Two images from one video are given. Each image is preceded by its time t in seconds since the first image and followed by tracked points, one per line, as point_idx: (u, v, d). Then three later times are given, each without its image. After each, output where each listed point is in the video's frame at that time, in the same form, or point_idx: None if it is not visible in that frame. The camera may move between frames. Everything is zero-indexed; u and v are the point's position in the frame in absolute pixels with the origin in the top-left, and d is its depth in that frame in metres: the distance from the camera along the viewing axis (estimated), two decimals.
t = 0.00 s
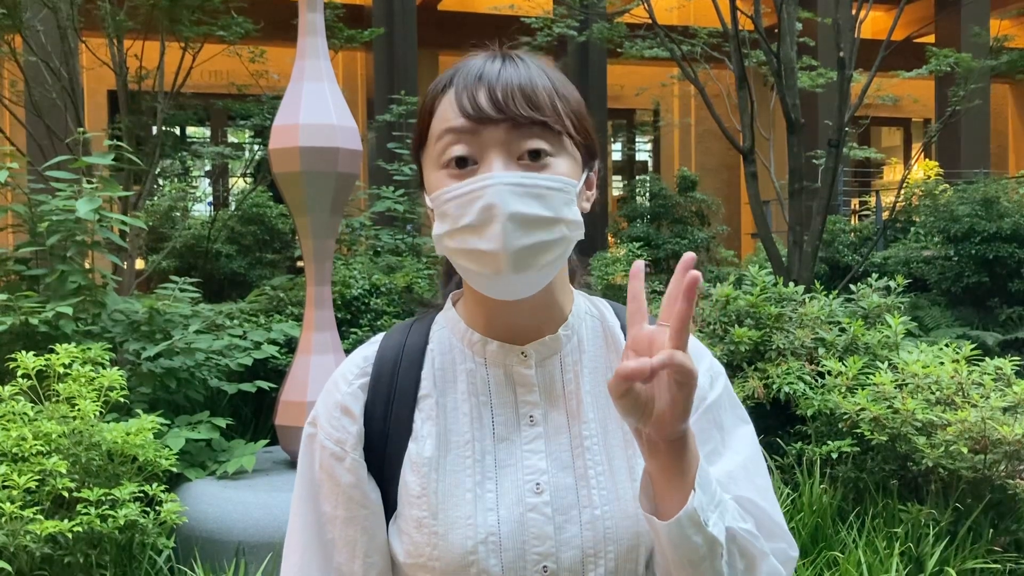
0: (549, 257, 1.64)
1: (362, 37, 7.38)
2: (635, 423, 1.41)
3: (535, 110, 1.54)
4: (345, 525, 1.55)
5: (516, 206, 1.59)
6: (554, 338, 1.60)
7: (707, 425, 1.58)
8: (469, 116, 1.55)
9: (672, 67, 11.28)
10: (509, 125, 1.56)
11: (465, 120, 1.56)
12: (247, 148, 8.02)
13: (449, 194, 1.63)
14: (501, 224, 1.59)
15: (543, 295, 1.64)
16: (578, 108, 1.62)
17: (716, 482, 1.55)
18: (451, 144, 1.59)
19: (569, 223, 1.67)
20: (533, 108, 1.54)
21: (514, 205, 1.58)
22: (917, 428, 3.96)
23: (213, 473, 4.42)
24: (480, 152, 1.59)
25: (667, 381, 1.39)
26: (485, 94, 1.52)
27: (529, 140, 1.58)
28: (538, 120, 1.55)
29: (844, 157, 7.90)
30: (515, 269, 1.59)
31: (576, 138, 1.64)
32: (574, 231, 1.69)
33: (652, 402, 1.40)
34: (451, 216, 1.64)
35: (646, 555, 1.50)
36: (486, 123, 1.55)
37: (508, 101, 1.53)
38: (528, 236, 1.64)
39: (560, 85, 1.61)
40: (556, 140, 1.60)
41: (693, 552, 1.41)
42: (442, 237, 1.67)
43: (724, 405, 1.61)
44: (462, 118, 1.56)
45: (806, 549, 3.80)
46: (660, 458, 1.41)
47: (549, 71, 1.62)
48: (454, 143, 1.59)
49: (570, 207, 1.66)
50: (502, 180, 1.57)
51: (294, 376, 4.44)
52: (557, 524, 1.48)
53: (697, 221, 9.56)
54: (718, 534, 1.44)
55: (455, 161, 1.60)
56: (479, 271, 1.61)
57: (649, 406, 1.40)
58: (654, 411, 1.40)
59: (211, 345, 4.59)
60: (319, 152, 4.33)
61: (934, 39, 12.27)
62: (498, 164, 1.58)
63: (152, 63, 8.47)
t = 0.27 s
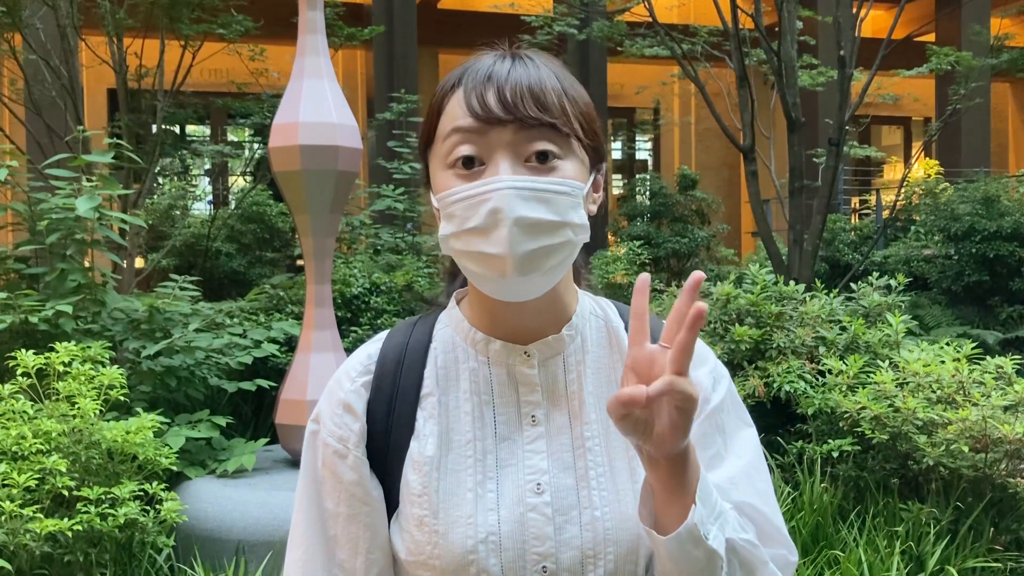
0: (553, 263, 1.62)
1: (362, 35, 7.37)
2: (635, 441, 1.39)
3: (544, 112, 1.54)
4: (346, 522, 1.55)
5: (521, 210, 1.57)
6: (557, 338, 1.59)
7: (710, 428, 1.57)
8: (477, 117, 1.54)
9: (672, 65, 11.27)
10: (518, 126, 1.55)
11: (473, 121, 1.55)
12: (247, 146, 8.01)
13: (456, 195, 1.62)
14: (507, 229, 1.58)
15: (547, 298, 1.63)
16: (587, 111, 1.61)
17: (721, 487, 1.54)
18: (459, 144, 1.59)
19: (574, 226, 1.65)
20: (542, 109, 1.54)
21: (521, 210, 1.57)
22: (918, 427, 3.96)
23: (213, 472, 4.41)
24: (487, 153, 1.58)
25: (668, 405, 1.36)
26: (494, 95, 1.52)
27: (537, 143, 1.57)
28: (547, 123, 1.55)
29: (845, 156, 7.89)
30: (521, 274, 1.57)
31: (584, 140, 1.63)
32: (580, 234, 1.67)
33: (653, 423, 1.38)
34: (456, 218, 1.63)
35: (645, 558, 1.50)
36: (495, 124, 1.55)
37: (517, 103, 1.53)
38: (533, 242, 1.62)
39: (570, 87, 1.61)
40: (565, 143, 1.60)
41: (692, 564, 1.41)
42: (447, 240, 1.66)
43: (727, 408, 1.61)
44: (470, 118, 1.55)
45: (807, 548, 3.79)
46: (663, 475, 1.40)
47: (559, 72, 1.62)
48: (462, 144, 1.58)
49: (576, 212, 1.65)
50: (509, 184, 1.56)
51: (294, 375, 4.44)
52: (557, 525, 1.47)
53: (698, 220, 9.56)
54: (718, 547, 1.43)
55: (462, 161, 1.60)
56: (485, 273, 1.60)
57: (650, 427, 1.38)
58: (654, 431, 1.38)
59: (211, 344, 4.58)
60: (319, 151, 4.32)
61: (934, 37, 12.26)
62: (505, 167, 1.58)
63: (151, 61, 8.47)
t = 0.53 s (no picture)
0: (546, 250, 1.60)
1: (362, 33, 7.36)
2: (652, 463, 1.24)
3: (543, 102, 1.55)
4: (343, 517, 1.55)
5: (516, 194, 1.56)
6: (550, 333, 1.58)
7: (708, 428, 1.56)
8: (477, 103, 1.54)
9: (672, 64, 11.27)
10: (517, 115, 1.56)
11: (473, 108, 1.56)
12: (247, 145, 8.01)
13: (451, 179, 1.60)
14: (501, 212, 1.56)
15: (542, 291, 1.61)
16: (585, 106, 1.62)
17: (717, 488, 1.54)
18: (458, 130, 1.58)
19: (568, 215, 1.63)
20: (541, 99, 1.55)
21: (515, 193, 1.56)
22: (918, 426, 3.96)
23: (212, 471, 4.41)
24: (485, 140, 1.58)
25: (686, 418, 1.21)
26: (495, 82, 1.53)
27: (535, 131, 1.57)
28: (545, 112, 1.55)
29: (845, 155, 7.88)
30: (514, 259, 1.56)
31: (581, 134, 1.63)
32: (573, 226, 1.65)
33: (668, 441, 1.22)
34: (450, 201, 1.61)
35: (643, 552, 1.50)
36: (494, 111, 1.55)
37: (517, 91, 1.54)
38: (527, 226, 1.60)
39: (570, 82, 1.62)
40: (562, 134, 1.60)
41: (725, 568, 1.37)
42: (441, 224, 1.64)
43: (725, 410, 1.59)
44: (471, 104, 1.55)
45: (807, 547, 3.79)
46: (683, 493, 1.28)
47: (559, 68, 1.63)
48: (460, 129, 1.57)
49: (570, 202, 1.63)
50: (505, 169, 1.56)
51: (294, 373, 4.44)
52: (552, 517, 1.48)
53: (698, 219, 9.56)
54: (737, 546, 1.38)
55: (461, 147, 1.59)
56: (477, 257, 1.58)
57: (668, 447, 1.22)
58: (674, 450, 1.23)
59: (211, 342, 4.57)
60: (319, 150, 4.32)
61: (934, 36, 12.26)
62: (503, 153, 1.57)
63: (151, 60, 8.48)
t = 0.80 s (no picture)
0: (550, 238, 1.59)
1: (362, 32, 7.35)
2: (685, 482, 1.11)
3: (546, 96, 1.55)
4: (343, 512, 1.56)
5: (521, 182, 1.55)
6: (556, 335, 1.57)
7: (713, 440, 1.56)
8: (481, 99, 1.55)
9: (672, 63, 11.27)
10: (521, 108, 1.56)
11: (477, 103, 1.56)
12: (247, 144, 8.00)
13: (457, 172, 1.60)
14: (506, 201, 1.55)
15: (549, 288, 1.61)
16: (589, 100, 1.62)
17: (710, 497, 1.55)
18: (462, 125, 1.58)
19: (573, 206, 1.62)
20: (544, 93, 1.55)
21: (520, 183, 1.55)
22: (919, 426, 3.95)
23: (212, 470, 4.41)
24: (490, 134, 1.58)
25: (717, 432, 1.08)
26: (497, 78, 1.53)
27: (539, 123, 1.57)
28: (548, 106, 1.56)
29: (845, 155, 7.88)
30: (518, 251, 1.55)
31: (586, 128, 1.63)
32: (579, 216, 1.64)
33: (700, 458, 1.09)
34: (456, 194, 1.61)
35: (639, 562, 1.47)
36: (498, 106, 1.55)
37: (520, 86, 1.54)
38: (533, 215, 1.59)
39: (573, 77, 1.62)
40: (566, 127, 1.60)
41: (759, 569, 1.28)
42: (448, 219, 1.63)
43: (728, 425, 1.59)
44: (474, 100, 1.56)
45: (807, 547, 3.79)
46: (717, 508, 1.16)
47: (562, 64, 1.64)
48: (464, 124, 1.58)
49: (576, 192, 1.62)
50: (510, 160, 1.56)
51: (294, 373, 4.43)
52: (549, 522, 1.47)
53: (698, 218, 9.56)
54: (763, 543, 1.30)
55: (465, 142, 1.59)
56: (484, 248, 1.58)
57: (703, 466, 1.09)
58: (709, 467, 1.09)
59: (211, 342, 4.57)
60: (320, 149, 4.32)
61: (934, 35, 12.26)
62: (507, 146, 1.57)
63: (151, 59, 8.48)
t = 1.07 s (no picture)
0: (569, 238, 1.59)
1: (362, 32, 7.35)
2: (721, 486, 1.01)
3: (565, 95, 1.55)
4: (358, 504, 1.55)
5: (540, 184, 1.55)
6: (577, 333, 1.57)
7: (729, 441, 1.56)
8: (499, 100, 1.54)
9: (672, 62, 11.26)
10: (540, 108, 1.55)
11: (495, 104, 1.55)
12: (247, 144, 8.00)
13: (476, 174, 1.60)
14: (525, 203, 1.56)
15: (568, 286, 1.61)
16: (607, 98, 1.62)
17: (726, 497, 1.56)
18: (481, 127, 1.58)
19: (594, 206, 1.63)
20: (562, 93, 1.54)
21: (539, 184, 1.55)
22: (920, 425, 3.95)
23: (213, 469, 4.40)
24: (508, 135, 1.58)
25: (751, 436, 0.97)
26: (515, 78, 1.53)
27: (558, 123, 1.57)
28: (567, 106, 1.55)
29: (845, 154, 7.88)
30: (538, 252, 1.55)
31: (604, 127, 1.63)
32: (599, 215, 1.64)
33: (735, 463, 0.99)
34: (475, 195, 1.61)
35: (656, 560, 1.48)
36: (516, 106, 1.55)
37: (538, 86, 1.54)
38: (551, 216, 1.59)
39: (591, 75, 1.61)
40: (585, 126, 1.59)
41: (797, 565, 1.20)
42: (467, 220, 1.63)
43: (744, 426, 1.60)
44: (493, 101, 1.55)
45: (807, 547, 3.78)
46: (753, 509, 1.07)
47: (580, 62, 1.63)
48: (483, 125, 1.57)
49: (596, 191, 1.63)
50: (528, 161, 1.55)
51: (295, 372, 4.43)
52: (567, 519, 1.47)
53: (698, 217, 9.56)
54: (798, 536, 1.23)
55: (484, 143, 1.59)
56: (503, 249, 1.57)
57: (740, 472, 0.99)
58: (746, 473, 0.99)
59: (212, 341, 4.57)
60: (320, 148, 4.32)
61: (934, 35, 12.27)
62: (526, 146, 1.57)
63: (151, 58, 8.48)
